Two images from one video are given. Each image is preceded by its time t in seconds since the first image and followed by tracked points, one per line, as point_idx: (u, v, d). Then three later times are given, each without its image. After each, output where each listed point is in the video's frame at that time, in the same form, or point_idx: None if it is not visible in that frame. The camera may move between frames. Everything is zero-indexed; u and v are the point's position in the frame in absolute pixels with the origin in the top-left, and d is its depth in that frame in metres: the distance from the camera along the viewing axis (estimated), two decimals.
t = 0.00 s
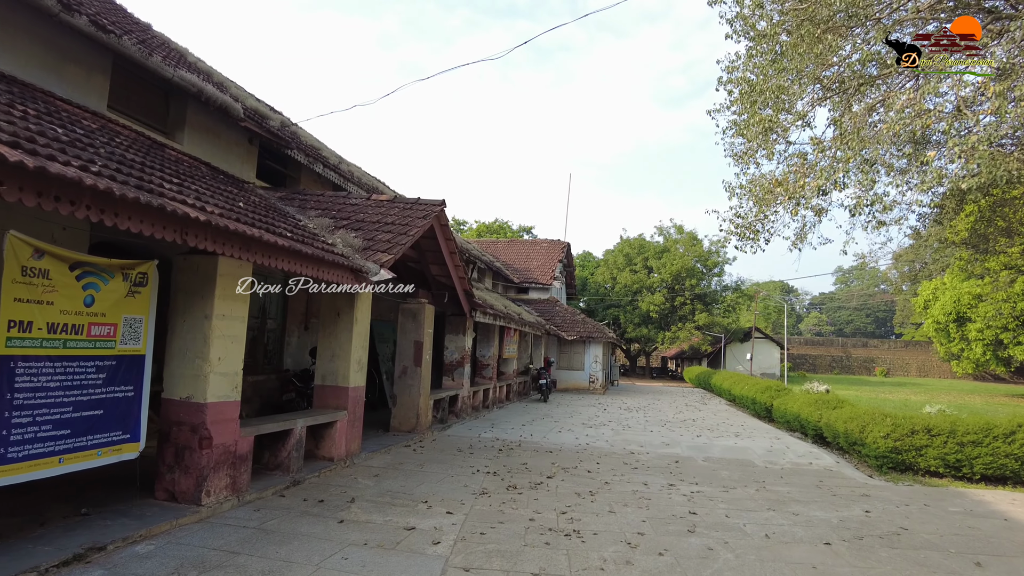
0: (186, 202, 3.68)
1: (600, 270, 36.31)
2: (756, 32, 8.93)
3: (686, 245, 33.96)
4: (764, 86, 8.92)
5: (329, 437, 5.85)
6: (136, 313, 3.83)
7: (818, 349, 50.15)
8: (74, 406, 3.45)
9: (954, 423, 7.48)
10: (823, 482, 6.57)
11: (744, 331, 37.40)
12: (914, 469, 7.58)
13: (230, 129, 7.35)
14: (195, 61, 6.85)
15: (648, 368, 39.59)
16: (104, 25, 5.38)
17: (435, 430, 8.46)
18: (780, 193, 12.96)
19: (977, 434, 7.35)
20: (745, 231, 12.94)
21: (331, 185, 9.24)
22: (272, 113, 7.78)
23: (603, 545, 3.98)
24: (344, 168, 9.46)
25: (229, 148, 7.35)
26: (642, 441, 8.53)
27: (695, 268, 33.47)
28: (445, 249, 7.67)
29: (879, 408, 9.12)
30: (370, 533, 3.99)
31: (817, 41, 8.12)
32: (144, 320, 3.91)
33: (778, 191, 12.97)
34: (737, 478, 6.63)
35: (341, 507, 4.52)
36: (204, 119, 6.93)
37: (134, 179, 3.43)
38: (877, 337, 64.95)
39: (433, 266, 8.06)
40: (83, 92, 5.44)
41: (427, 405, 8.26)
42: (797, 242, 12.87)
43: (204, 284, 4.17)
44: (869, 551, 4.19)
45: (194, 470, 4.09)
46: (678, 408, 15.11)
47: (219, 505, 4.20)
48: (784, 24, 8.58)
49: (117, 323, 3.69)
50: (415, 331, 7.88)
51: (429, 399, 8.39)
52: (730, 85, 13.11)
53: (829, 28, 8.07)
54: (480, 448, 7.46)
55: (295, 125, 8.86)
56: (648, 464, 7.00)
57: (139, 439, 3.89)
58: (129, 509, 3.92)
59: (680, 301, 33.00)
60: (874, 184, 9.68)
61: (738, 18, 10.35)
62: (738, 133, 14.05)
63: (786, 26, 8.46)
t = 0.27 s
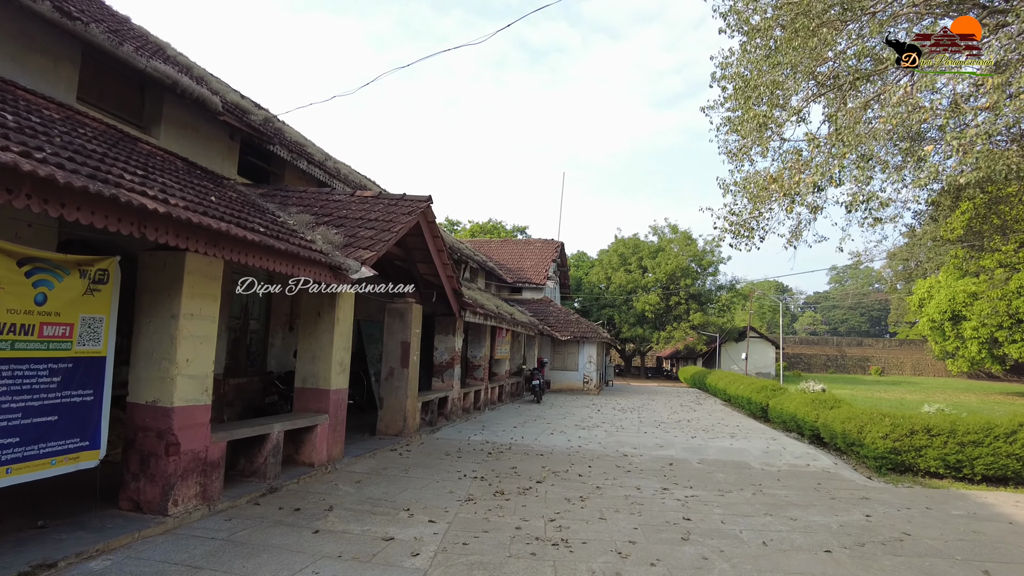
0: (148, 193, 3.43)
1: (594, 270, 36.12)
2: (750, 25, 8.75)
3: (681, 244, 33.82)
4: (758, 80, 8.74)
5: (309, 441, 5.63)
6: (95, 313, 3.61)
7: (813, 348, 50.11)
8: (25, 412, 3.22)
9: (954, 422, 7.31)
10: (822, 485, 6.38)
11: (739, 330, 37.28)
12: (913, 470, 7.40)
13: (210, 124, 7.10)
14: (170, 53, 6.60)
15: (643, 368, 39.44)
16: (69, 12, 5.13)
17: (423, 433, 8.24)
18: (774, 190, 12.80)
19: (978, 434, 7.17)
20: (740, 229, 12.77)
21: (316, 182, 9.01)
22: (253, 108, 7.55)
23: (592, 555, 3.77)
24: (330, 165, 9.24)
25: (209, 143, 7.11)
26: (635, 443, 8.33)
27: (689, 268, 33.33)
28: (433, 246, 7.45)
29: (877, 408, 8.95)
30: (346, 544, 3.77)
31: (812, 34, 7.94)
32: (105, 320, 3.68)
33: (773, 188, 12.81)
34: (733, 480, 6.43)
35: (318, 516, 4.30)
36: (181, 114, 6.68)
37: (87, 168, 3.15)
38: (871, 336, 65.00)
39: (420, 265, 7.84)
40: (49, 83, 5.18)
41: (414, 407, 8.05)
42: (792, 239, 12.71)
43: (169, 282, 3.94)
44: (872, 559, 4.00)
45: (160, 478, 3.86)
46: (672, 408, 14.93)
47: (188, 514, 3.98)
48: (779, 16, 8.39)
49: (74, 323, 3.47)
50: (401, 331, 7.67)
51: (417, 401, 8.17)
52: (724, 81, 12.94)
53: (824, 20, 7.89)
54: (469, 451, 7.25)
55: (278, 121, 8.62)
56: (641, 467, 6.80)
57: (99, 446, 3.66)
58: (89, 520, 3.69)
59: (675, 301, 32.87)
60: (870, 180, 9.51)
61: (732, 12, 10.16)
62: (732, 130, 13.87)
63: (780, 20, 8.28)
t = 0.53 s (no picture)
0: (106, 182, 3.16)
1: (588, 269, 35.92)
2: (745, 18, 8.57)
3: (675, 242, 33.69)
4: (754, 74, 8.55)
5: (290, 446, 5.40)
6: (50, 312, 3.37)
7: (806, 347, 50.09)
8: None
9: (956, 423, 7.13)
10: (821, 488, 6.18)
11: (734, 329, 37.17)
12: (914, 472, 7.22)
13: (188, 117, 6.83)
14: (144, 43, 6.33)
15: (637, 367, 39.29)
16: None
17: (411, 436, 8.00)
18: (770, 188, 12.63)
19: (980, 435, 6.99)
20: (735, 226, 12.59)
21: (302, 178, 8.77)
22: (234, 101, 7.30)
23: (584, 568, 3.55)
24: (315, 161, 8.99)
25: (187, 137, 6.84)
26: (629, 445, 8.11)
27: (683, 266, 33.19)
28: (420, 243, 7.22)
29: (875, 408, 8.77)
30: (321, 558, 3.53)
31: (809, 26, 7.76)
32: (61, 320, 3.44)
33: (768, 185, 12.65)
34: (730, 484, 6.23)
35: (295, 527, 4.06)
36: (158, 106, 6.41)
37: (38, 156, 2.89)
38: (865, 335, 65.09)
39: (408, 263, 7.61)
40: (13, 71, 4.90)
41: (402, 409, 7.81)
42: (788, 237, 12.55)
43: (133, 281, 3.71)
44: (878, 569, 3.79)
45: (124, 488, 3.60)
46: (667, 408, 14.74)
47: (155, 526, 3.72)
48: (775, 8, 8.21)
49: (26, 324, 3.23)
50: (389, 331, 7.43)
51: (406, 403, 7.93)
52: (719, 77, 12.77)
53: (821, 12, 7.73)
54: (458, 455, 7.01)
55: (262, 115, 8.37)
56: (636, 470, 6.59)
57: (54, 456, 3.42)
58: (46, 534, 3.44)
59: (669, 300, 32.75)
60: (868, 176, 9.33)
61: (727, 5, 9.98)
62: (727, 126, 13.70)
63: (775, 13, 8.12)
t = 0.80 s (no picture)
0: (64, 163, 2.92)
1: (582, 267, 35.74)
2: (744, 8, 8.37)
3: (670, 241, 33.53)
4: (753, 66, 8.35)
5: (271, 446, 5.17)
6: (5, 305, 3.13)
7: (799, 346, 50.08)
8: None
9: (958, 423, 6.95)
10: (822, 490, 5.99)
11: (728, 328, 37.05)
12: (915, 473, 7.04)
13: (169, 105, 6.56)
14: (120, 27, 6.06)
15: (631, 365, 39.15)
16: None
17: (400, 436, 7.77)
18: (766, 184, 12.45)
19: (983, 435, 6.82)
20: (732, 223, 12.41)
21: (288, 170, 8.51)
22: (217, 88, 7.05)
23: None
24: (303, 153, 8.75)
25: (168, 125, 6.56)
26: (624, 445, 7.91)
27: (678, 265, 33.06)
28: (410, 237, 7.00)
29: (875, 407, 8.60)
30: (298, 567, 3.31)
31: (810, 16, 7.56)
32: (18, 313, 3.21)
33: (765, 182, 12.47)
34: (729, 486, 6.04)
35: (272, 533, 3.83)
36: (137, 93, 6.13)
37: None
38: (858, 334, 65.22)
39: (397, 257, 7.38)
40: None
41: (391, 408, 7.58)
42: (784, 234, 12.37)
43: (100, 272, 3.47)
44: None
45: (86, 493, 3.36)
46: (661, 407, 14.56)
47: (122, 533, 3.48)
48: None
49: None
50: (377, 328, 7.20)
51: (394, 402, 7.70)
52: (715, 71, 12.58)
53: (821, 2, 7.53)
54: (448, 455, 6.79)
55: (247, 104, 8.12)
56: (631, 471, 6.39)
57: (9, 459, 3.18)
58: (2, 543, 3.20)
59: (663, 298, 32.62)
60: (868, 171, 9.15)
61: None
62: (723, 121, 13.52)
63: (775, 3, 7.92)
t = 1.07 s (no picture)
0: (18, 151, 2.72)
1: (574, 267, 35.57)
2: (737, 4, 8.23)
3: (661, 241, 33.44)
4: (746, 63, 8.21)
5: (249, 452, 4.97)
6: None
7: (790, 347, 50.15)
8: None
9: (955, 426, 6.81)
10: (818, 496, 5.84)
11: (719, 329, 37.00)
12: (911, 477, 6.90)
13: (146, 97, 6.31)
14: (92, 16, 5.81)
15: (622, 366, 39.05)
16: None
17: (386, 439, 7.57)
18: (759, 183, 12.32)
19: (980, 438, 6.68)
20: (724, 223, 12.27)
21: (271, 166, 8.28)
22: (197, 81, 6.82)
23: None
24: (287, 149, 8.54)
25: (144, 118, 6.31)
26: (615, 448, 7.74)
27: (669, 265, 32.95)
28: (396, 235, 6.81)
29: (870, 409, 8.46)
30: None
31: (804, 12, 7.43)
32: None
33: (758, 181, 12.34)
34: (723, 491, 5.87)
35: (244, 546, 3.62)
36: (112, 84, 5.87)
37: None
38: (848, 335, 65.44)
39: (383, 256, 7.18)
40: None
41: (376, 411, 7.37)
42: (777, 234, 12.25)
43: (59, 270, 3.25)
44: None
45: (43, 505, 3.14)
46: (653, 408, 14.40)
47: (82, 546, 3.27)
48: None
49: None
50: (361, 329, 7.01)
51: (380, 405, 7.51)
52: (708, 69, 12.45)
53: None
54: (434, 460, 6.60)
55: (229, 98, 7.90)
56: (623, 476, 6.21)
57: None
58: None
59: (654, 299, 32.55)
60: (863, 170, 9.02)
61: None
62: (716, 120, 13.38)
63: None
